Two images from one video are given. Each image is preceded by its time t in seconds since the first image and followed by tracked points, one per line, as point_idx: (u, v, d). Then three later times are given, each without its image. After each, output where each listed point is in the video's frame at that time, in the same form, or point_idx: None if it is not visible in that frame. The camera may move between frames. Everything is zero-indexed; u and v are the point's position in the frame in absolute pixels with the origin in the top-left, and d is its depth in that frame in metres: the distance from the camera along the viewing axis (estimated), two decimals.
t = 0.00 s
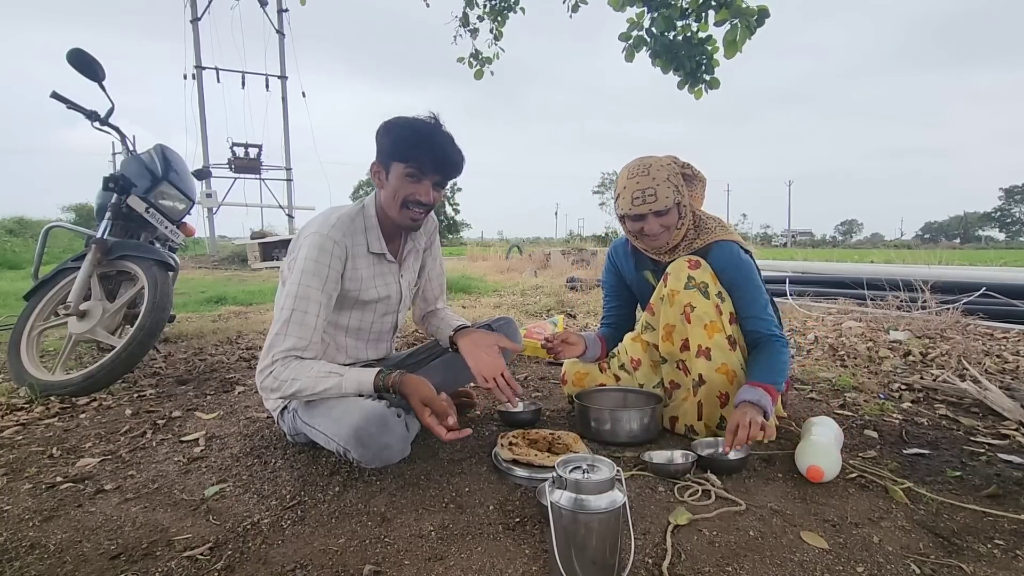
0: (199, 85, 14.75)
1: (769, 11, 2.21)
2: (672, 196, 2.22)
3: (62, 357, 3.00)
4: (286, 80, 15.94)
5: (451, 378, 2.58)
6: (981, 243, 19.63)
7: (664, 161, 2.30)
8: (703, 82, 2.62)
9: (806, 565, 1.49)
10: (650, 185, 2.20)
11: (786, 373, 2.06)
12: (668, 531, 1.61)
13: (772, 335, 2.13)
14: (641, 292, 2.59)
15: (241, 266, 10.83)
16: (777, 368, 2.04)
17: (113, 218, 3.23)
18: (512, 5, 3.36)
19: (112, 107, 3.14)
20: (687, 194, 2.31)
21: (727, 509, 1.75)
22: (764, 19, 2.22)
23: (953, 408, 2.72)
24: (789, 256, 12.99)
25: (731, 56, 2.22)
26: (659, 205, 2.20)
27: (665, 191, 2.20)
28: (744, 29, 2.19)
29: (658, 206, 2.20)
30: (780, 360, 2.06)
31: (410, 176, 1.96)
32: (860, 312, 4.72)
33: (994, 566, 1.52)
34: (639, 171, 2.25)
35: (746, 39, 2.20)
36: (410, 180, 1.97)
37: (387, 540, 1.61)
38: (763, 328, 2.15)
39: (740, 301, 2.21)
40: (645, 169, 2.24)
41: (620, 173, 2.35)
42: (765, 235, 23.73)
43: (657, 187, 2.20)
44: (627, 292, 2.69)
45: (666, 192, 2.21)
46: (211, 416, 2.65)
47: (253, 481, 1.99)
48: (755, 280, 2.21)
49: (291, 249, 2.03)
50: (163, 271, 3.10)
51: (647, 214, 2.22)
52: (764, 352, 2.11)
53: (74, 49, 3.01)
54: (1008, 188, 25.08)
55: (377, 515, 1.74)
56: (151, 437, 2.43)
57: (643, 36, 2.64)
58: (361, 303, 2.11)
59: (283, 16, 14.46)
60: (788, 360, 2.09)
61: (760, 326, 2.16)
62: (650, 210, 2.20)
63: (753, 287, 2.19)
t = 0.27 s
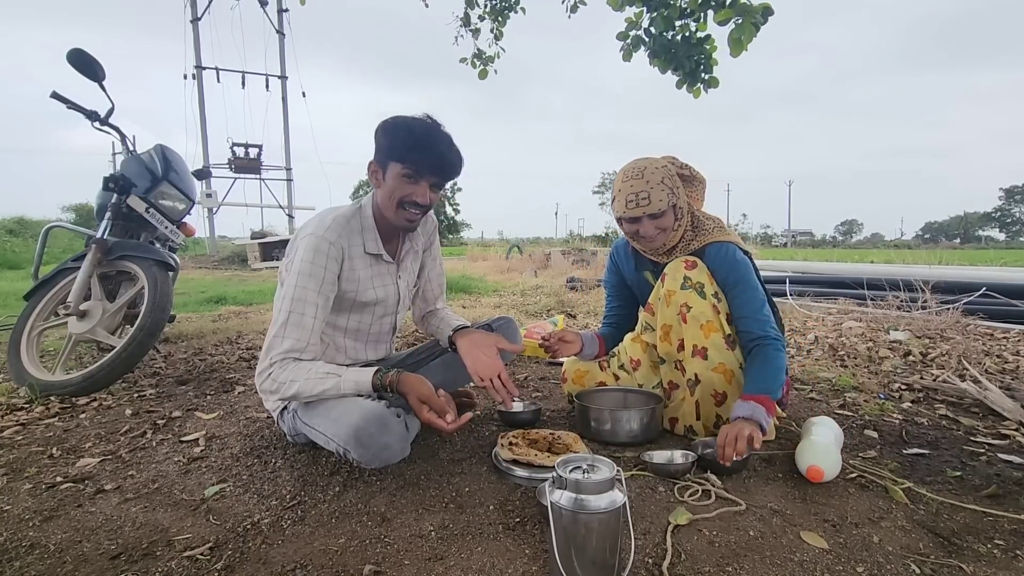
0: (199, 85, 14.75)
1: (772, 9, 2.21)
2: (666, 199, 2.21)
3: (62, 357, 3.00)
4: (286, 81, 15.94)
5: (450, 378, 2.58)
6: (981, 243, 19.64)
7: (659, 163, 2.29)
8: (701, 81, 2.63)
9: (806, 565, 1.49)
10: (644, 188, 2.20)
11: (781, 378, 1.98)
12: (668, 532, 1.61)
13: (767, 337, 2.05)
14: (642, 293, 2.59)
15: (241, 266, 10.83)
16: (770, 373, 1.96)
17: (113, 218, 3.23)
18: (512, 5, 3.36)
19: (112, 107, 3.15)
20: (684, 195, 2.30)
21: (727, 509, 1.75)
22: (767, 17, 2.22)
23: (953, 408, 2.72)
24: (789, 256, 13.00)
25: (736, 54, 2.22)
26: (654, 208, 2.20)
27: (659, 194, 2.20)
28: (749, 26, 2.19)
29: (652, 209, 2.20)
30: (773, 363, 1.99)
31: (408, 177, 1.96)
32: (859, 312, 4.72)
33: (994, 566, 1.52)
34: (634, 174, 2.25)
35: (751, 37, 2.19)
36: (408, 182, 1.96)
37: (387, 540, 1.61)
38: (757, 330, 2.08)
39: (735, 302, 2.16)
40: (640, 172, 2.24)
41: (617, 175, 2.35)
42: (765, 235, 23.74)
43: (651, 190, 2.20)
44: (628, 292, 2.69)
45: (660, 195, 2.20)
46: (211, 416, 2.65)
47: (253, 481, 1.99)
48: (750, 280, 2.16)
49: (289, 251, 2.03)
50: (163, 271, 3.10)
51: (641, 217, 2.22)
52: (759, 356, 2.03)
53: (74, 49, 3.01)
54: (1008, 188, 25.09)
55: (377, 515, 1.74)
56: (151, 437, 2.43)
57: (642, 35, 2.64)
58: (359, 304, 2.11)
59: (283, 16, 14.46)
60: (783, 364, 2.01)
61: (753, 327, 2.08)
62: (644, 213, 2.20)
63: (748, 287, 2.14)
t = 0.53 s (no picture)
0: (199, 85, 14.74)
1: (772, 9, 2.21)
2: (666, 198, 2.21)
3: (63, 357, 3.00)
4: (286, 81, 15.94)
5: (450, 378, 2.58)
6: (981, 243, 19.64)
7: (661, 163, 2.29)
8: (701, 81, 2.62)
9: (806, 565, 1.49)
10: (644, 187, 2.20)
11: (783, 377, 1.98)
12: (668, 532, 1.61)
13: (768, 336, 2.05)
14: (641, 293, 2.59)
15: (241, 266, 10.83)
16: (773, 371, 1.96)
17: (113, 218, 3.23)
18: (512, 5, 3.36)
19: (112, 107, 3.15)
20: (684, 196, 2.29)
21: (727, 509, 1.75)
22: (767, 18, 2.22)
23: (953, 408, 2.72)
24: (789, 256, 13.00)
25: (736, 55, 2.22)
26: (653, 207, 2.20)
27: (658, 194, 2.20)
28: (749, 26, 2.19)
29: (651, 208, 2.20)
30: (776, 361, 1.99)
31: (419, 182, 1.95)
32: (859, 312, 4.72)
33: (994, 566, 1.52)
34: (635, 173, 2.25)
35: (751, 37, 2.19)
36: (417, 185, 1.96)
37: (387, 540, 1.61)
38: (758, 329, 2.07)
39: (734, 302, 2.16)
40: (641, 171, 2.24)
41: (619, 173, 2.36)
42: (765, 235, 23.74)
43: (651, 189, 2.20)
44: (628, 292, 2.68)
45: (659, 195, 2.20)
46: (211, 416, 2.65)
47: (253, 481, 1.99)
48: (749, 280, 2.16)
49: (288, 252, 2.04)
50: (163, 271, 3.10)
51: (639, 215, 2.22)
52: (760, 355, 2.03)
53: (74, 49, 3.01)
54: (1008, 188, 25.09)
55: (377, 515, 1.74)
56: (151, 437, 2.43)
57: (642, 35, 2.64)
58: (358, 304, 2.11)
59: (283, 16, 14.46)
60: (785, 362, 2.00)
61: (754, 325, 2.08)
62: (643, 211, 2.21)
63: (747, 286, 2.14)
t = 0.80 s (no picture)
0: (199, 85, 14.74)
1: (770, 10, 2.21)
2: (661, 199, 2.21)
3: (62, 357, 3.00)
4: (286, 81, 15.94)
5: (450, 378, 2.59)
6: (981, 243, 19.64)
7: (659, 163, 2.29)
8: (704, 81, 2.63)
9: (806, 565, 1.49)
10: (640, 187, 2.20)
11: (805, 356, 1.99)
12: (668, 532, 1.61)
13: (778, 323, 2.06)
14: (639, 293, 2.59)
15: (241, 266, 10.83)
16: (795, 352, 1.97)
17: (113, 219, 3.23)
18: (512, 5, 3.36)
19: (112, 108, 3.15)
20: (682, 197, 2.29)
21: (726, 509, 1.75)
22: (766, 19, 2.22)
23: (953, 408, 2.72)
24: (789, 256, 13.00)
25: (733, 56, 2.22)
26: (648, 207, 2.20)
27: (654, 194, 2.20)
28: (747, 28, 2.19)
29: (645, 208, 2.20)
30: (793, 345, 1.99)
31: (444, 194, 1.98)
32: (859, 312, 4.72)
33: (994, 566, 1.52)
34: (631, 172, 2.25)
35: (748, 39, 2.19)
36: (444, 198, 1.99)
37: (387, 540, 1.61)
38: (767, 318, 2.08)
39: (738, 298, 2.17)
40: (637, 170, 2.24)
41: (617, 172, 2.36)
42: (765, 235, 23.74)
43: (646, 189, 2.20)
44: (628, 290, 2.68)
45: (655, 195, 2.20)
46: (212, 416, 2.65)
47: (253, 481, 1.99)
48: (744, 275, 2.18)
49: (288, 252, 2.04)
50: (163, 271, 3.10)
51: (634, 214, 2.23)
52: (778, 342, 2.03)
53: (74, 49, 3.01)
54: (1008, 188, 25.08)
55: (377, 515, 1.74)
56: (151, 437, 2.43)
57: (643, 35, 2.64)
58: (359, 304, 2.11)
59: (283, 16, 14.45)
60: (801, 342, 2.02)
61: (763, 315, 2.09)
62: (637, 210, 2.21)
63: (746, 281, 2.16)
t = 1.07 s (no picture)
0: (199, 85, 14.74)
1: (771, 10, 2.21)
2: (663, 197, 2.21)
3: (62, 357, 3.00)
4: (286, 81, 15.93)
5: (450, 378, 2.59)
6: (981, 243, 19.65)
7: (662, 161, 2.29)
8: (705, 81, 2.62)
9: (806, 565, 1.49)
10: (643, 184, 2.20)
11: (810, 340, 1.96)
12: (668, 532, 1.61)
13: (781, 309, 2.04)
14: (636, 293, 2.59)
15: (241, 266, 10.83)
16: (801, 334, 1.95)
17: (113, 218, 3.23)
18: (512, 5, 3.36)
19: (112, 107, 3.15)
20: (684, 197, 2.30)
21: (726, 509, 1.75)
22: (766, 18, 2.22)
23: (953, 408, 2.72)
24: (789, 256, 13.00)
25: (734, 56, 2.22)
26: (651, 204, 2.20)
27: (657, 191, 2.20)
28: (747, 27, 2.19)
29: (647, 205, 2.20)
30: (799, 327, 1.97)
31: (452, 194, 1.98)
32: (859, 312, 4.72)
33: (994, 566, 1.52)
34: (634, 169, 2.25)
35: (749, 38, 2.20)
36: (453, 199, 2.00)
37: (387, 540, 1.61)
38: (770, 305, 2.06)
39: (740, 288, 2.16)
40: (640, 167, 2.24)
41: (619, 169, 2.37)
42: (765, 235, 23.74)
43: (649, 186, 2.20)
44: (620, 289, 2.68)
45: (657, 194, 2.20)
46: (211, 416, 2.65)
47: (253, 481, 1.99)
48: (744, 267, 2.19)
49: (294, 248, 2.03)
50: (163, 271, 3.10)
51: (636, 212, 2.22)
52: (783, 326, 2.00)
53: (74, 49, 3.01)
54: (1008, 188, 25.08)
55: (377, 515, 1.74)
56: (151, 437, 2.43)
57: (644, 35, 2.64)
58: (363, 303, 2.11)
59: (283, 16, 14.45)
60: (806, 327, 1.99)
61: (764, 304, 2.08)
62: (639, 208, 2.21)
63: (749, 271, 2.16)
